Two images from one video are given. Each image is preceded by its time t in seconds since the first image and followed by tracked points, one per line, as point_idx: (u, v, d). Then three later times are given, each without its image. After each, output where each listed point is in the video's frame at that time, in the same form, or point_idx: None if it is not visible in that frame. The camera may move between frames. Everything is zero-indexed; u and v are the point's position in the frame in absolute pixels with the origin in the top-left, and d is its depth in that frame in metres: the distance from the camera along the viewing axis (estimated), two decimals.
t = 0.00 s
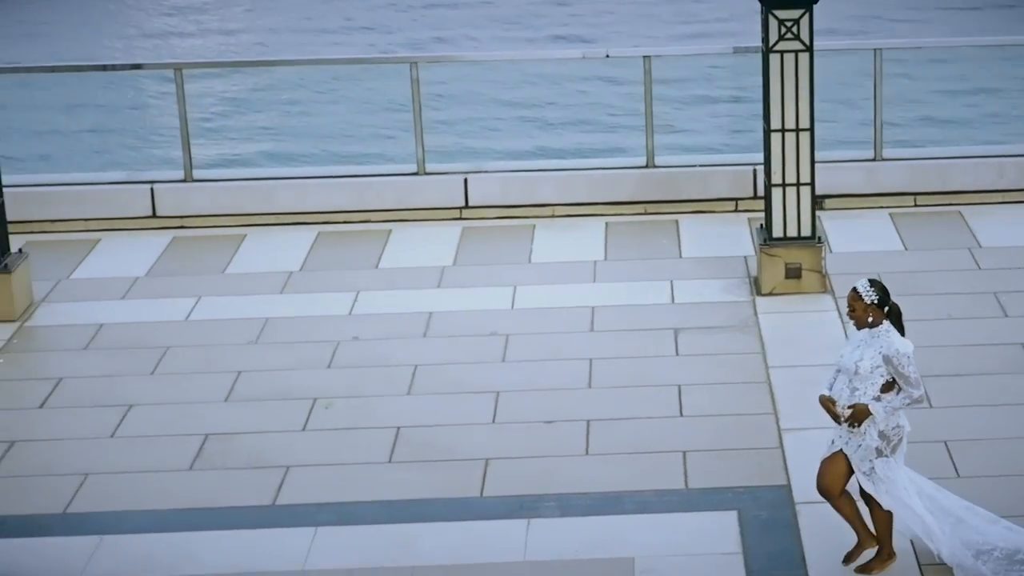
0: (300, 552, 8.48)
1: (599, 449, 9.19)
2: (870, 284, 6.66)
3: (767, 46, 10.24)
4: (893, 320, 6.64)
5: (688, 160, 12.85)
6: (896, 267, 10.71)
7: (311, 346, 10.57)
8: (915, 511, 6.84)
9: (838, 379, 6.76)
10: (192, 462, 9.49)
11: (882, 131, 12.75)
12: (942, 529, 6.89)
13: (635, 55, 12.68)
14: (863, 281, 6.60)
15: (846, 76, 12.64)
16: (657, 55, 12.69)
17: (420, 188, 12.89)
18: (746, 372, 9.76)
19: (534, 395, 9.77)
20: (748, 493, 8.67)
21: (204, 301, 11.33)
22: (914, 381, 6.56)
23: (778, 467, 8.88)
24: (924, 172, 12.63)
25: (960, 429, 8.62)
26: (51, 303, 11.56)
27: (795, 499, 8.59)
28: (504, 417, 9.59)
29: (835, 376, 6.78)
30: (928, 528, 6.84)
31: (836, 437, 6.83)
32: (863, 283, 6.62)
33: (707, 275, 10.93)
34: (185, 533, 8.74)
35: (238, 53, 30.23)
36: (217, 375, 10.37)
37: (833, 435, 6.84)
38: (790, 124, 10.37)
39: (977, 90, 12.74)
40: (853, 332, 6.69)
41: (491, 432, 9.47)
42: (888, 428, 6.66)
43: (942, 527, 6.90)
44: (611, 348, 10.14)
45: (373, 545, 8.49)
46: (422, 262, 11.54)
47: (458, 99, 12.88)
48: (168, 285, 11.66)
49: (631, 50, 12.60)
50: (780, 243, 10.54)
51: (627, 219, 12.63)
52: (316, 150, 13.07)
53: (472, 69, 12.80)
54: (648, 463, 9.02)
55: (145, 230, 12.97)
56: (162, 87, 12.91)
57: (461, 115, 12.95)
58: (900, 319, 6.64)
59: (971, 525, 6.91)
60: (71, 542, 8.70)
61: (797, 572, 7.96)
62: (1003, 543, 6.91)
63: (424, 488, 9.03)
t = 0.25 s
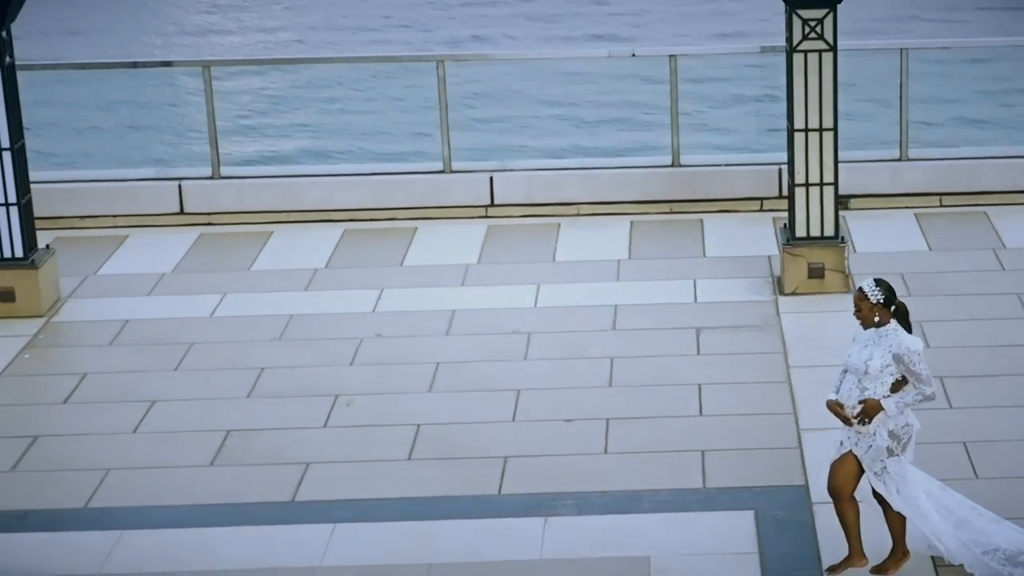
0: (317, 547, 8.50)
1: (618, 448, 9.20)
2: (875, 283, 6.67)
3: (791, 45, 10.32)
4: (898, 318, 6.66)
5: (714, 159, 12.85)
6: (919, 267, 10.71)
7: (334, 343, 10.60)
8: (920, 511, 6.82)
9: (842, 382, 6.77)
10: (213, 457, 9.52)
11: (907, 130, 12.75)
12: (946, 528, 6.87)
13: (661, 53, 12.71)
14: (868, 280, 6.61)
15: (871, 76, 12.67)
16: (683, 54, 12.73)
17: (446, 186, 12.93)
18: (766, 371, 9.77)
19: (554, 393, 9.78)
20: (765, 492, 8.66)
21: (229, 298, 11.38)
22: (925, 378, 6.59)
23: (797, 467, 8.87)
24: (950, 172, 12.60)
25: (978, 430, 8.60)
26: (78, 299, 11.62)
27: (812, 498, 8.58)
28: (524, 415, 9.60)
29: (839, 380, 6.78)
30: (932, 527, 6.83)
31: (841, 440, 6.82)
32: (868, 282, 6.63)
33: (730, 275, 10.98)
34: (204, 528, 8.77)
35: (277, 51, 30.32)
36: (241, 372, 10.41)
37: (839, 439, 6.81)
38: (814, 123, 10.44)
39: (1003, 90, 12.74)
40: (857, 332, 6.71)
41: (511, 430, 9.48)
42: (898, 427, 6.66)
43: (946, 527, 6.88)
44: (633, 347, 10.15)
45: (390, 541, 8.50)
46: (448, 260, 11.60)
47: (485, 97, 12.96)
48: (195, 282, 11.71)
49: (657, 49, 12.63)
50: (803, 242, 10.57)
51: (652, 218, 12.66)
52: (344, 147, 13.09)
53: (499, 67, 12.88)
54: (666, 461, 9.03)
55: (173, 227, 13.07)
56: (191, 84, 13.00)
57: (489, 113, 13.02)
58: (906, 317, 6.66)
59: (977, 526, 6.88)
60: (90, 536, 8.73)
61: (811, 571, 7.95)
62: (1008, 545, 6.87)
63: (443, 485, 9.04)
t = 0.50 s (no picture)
0: (331, 543, 8.51)
1: (633, 447, 9.20)
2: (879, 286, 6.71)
3: (810, 45, 10.34)
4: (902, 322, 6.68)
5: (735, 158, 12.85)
6: (937, 268, 10.69)
7: (353, 341, 10.62)
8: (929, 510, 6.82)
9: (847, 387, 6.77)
10: (229, 454, 9.54)
11: (928, 129, 12.74)
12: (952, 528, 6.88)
13: (682, 53, 12.71)
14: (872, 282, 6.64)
15: (892, 76, 12.68)
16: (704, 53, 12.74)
17: (467, 184, 12.94)
18: (783, 372, 9.76)
19: (571, 392, 9.78)
20: (779, 492, 8.65)
21: (250, 295, 11.41)
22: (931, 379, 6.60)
23: (812, 467, 8.86)
24: (971, 173, 12.58)
25: (993, 431, 8.58)
26: (99, 295, 11.67)
27: (825, 499, 8.57)
28: (540, 413, 9.61)
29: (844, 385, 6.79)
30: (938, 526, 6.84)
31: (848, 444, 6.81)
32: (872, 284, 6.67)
33: (749, 274, 10.99)
34: (218, 525, 8.78)
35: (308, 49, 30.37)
36: (259, 368, 10.44)
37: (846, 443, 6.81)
38: (833, 123, 10.47)
39: None
40: (861, 336, 6.73)
41: (526, 428, 9.48)
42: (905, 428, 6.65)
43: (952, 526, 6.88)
44: (650, 347, 10.16)
45: (403, 538, 8.50)
46: (467, 259, 11.63)
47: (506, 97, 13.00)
48: (216, 280, 11.75)
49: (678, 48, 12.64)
50: (822, 242, 10.60)
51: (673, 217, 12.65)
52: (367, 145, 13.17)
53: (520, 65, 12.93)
54: (680, 460, 9.03)
55: (196, 225, 13.11)
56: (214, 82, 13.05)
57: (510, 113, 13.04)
58: (910, 320, 6.69)
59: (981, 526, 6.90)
60: (105, 532, 8.76)
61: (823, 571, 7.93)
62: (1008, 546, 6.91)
63: (457, 483, 9.04)
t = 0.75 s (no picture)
0: (345, 540, 8.51)
1: (647, 446, 9.19)
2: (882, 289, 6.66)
3: (829, 45, 10.31)
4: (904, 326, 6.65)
5: (755, 158, 12.83)
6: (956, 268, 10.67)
7: (372, 339, 10.64)
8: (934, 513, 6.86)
9: (847, 394, 6.75)
10: (245, 451, 9.56)
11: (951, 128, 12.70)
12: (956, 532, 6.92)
13: (702, 52, 12.68)
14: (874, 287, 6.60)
15: (913, 77, 12.64)
16: (724, 53, 12.70)
17: (488, 182, 12.95)
18: (798, 371, 9.76)
19: (586, 390, 9.78)
20: (792, 492, 8.63)
21: (270, 292, 11.44)
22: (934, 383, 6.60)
23: (825, 467, 8.84)
24: (993, 173, 12.55)
25: (1006, 432, 8.56)
26: (121, 292, 11.71)
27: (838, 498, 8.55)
28: (556, 411, 9.61)
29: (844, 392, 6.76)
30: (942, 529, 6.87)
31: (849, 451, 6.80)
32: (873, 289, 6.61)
33: (766, 274, 11.02)
34: (232, 521, 8.79)
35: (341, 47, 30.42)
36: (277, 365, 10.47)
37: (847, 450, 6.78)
38: (851, 123, 10.47)
39: None
40: (861, 342, 6.70)
41: (541, 426, 9.49)
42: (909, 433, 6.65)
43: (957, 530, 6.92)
44: (667, 346, 10.16)
45: (417, 536, 8.51)
46: (487, 258, 11.65)
47: (527, 95, 13.03)
48: (237, 277, 11.78)
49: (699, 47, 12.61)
50: (840, 242, 10.58)
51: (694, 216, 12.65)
52: (389, 144, 13.23)
53: (542, 63, 12.99)
54: (693, 459, 9.02)
55: (218, 222, 13.16)
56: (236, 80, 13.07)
57: (532, 111, 13.07)
58: (912, 324, 6.65)
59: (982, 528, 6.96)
60: (120, 528, 8.78)
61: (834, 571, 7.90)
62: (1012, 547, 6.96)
63: (472, 480, 9.04)
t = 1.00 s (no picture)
0: (353, 538, 8.50)
1: (656, 445, 9.19)
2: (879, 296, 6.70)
3: (843, 44, 10.31)
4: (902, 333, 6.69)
5: (771, 158, 12.83)
6: (971, 269, 10.67)
7: (385, 338, 10.64)
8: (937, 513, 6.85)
9: (846, 401, 6.77)
10: (257, 448, 9.57)
11: (968, 130, 12.68)
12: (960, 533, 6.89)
13: (718, 52, 12.68)
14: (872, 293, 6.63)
15: (931, 77, 12.63)
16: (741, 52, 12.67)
17: (504, 181, 12.97)
18: (810, 371, 9.74)
19: (597, 390, 9.78)
20: (800, 492, 8.61)
21: (285, 290, 11.46)
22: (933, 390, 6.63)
23: (835, 467, 8.82)
24: (1008, 174, 12.53)
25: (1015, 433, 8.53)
26: (136, 289, 11.73)
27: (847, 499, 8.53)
28: (567, 411, 9.61)
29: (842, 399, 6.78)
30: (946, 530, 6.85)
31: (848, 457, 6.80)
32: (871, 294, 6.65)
33: (781, 274, 11.02)
34: (241, 518, 8.79)
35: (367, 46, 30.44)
36: (290, 363, 10.48)
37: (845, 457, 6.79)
38: (865, 123, 10.46)
39: None
40: (860, 348, 6.73)
41: (551, 425, 9.49)
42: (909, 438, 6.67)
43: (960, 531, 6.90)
44: (679, 346, 10.15)
45: (425, 534, 8.50)
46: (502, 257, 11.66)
47: (544, 95, 13.02)
48: (252, 275, 11.79)
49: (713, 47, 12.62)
50: (854, 242, 10.57)
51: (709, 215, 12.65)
52: (406, 142, 13.23)
53: (558, 62, 12.98)
54: (702, 459, 9.01)
55: (235, 219, 13.18)
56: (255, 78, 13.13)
57: (547, 111, 13.06)
58: (910, 329, 6.69)
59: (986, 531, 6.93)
60: (130, 524, 8.79)
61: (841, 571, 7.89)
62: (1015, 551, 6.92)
63: (481, 479, 9.04)
